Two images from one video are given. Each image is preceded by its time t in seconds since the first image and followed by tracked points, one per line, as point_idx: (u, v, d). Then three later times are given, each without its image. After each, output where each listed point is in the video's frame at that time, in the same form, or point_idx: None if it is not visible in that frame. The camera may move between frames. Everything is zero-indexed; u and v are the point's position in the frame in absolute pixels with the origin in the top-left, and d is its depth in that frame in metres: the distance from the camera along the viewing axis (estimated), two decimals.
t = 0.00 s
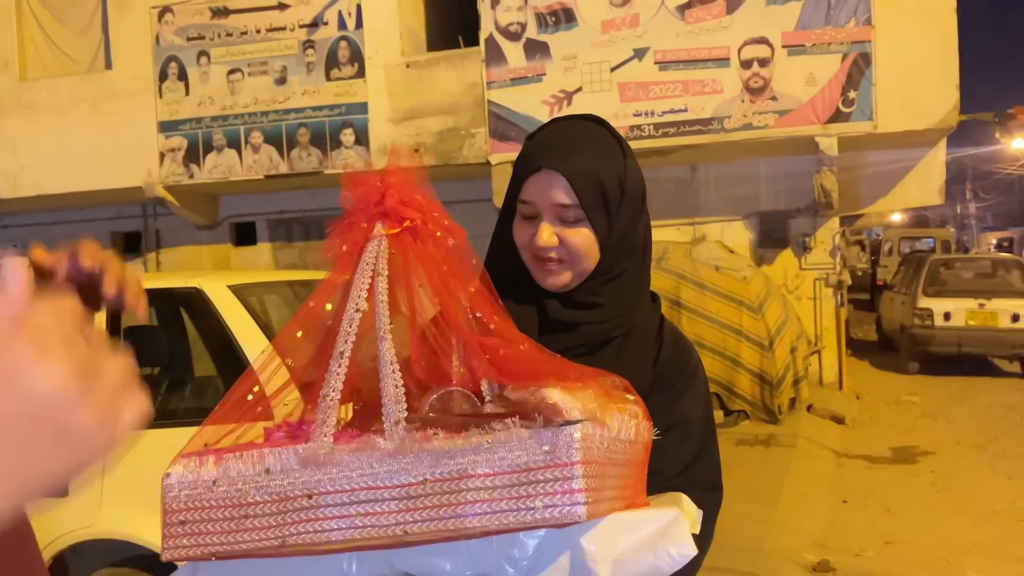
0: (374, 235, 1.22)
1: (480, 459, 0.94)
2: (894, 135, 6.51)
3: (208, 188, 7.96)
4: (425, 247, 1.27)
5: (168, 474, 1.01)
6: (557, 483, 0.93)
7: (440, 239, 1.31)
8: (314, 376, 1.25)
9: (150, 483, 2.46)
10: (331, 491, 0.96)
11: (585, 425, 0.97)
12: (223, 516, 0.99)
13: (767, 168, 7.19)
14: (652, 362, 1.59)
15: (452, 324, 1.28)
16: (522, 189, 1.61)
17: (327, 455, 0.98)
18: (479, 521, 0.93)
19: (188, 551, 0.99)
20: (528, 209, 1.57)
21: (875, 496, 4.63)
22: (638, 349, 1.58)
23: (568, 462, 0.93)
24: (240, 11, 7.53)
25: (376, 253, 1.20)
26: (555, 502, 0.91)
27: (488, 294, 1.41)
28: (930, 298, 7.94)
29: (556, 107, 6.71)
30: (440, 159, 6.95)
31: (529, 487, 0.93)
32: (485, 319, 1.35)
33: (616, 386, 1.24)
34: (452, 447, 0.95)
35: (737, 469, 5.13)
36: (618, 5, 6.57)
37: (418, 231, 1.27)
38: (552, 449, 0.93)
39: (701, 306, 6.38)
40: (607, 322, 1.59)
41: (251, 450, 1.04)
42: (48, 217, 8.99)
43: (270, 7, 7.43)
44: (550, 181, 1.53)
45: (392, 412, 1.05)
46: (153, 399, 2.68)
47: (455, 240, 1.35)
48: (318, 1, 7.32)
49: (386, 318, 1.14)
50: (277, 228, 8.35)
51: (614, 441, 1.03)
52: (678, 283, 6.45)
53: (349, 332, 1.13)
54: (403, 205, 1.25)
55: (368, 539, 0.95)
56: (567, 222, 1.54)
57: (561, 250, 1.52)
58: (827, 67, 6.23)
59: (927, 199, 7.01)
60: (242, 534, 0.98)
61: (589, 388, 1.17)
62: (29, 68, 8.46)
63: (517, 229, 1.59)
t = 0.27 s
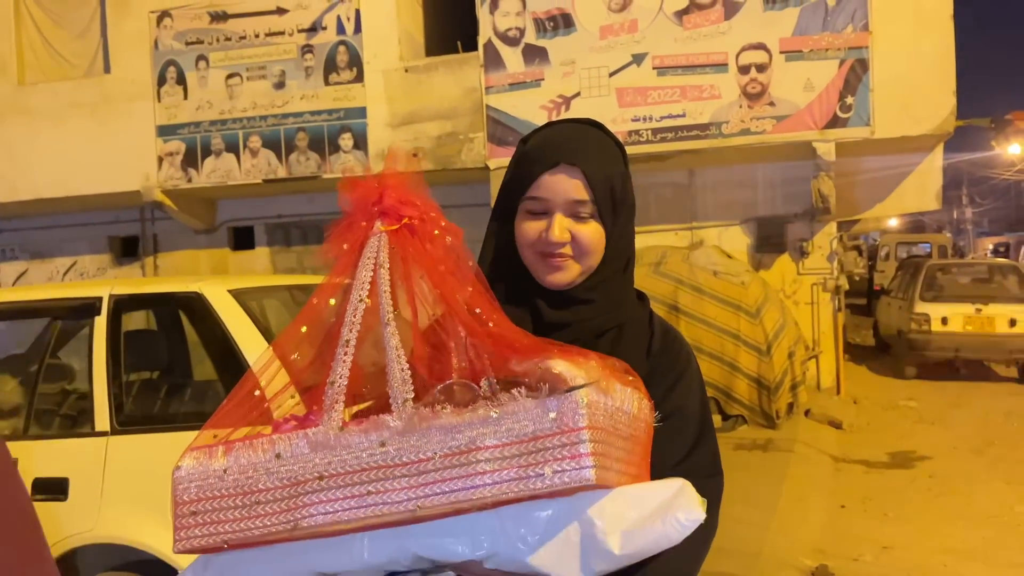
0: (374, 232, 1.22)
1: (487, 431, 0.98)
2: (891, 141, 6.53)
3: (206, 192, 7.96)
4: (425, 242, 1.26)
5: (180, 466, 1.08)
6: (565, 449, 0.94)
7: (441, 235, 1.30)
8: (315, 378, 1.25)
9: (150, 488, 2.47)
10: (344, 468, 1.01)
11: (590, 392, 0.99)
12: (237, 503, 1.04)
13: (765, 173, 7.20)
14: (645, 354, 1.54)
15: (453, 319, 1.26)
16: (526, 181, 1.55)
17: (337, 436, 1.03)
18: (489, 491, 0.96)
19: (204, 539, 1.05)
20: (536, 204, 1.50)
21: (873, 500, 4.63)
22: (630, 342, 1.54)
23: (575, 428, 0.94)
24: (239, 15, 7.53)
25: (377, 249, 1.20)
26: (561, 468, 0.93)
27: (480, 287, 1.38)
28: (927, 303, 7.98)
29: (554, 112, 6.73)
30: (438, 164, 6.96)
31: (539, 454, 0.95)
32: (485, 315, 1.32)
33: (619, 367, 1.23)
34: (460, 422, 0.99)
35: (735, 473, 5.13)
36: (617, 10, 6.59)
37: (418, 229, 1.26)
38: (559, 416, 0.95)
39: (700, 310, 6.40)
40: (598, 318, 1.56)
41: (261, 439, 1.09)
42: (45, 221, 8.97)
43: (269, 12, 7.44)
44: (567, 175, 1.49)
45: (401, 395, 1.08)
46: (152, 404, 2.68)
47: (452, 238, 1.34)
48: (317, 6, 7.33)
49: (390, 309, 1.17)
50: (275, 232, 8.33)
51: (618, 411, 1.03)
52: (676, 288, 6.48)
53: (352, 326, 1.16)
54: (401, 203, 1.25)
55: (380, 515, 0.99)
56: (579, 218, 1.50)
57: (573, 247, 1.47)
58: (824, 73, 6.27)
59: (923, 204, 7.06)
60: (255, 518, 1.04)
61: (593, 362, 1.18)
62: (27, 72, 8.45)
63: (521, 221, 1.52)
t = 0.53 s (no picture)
0: (374, 241, 1.22)
1: (497, 448, 0.99)
2: (888, 146, 6.55)
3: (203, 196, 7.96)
4: (426, 248, 1.26)
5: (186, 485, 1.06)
6: (575, 466, 0.97)
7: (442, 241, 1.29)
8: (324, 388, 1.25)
9: (148, 493, 2.46)
10: (356, 484, 1.01)
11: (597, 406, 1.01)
12: (247, 520, 1.03)
13: (762, 177, 7.22)
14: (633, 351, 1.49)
15: (457, 325, 1.27)
16: (530, 183, 1.51)
17: (347, 452, 1.02)
18: (502, 507, 0.98)
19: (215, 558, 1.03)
20: (545, 206, 1.47)
21: (870, 505, 4.64)
22: (622, 341, 1.50)
23: (585, 444, 0.97)
24: (237, 19, 7.54)
25: (379, 259, 1.20)
26: (573, 485, 0.96)
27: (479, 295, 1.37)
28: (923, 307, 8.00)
29: (552, 116, 6.74)
30: (436, 168, 6.96)
31: (549, 471, 0.97)
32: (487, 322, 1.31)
33: (621, 369, 1.24)
34: (471, 437, 1.00)
35: (733, 478, 5.13)
36: (614, 15, 6.60)
37: (417, 236, 1.26)
38: (569, 432, 0.98)
39: (697, 314, 6.41)
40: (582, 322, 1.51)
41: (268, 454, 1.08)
42: (42, 225, 8.96)
43: (267, 16, 7.45)
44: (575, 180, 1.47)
45: (408, 409, 1.08)
46: (151, 407, 2.68)
47: (451, 245, 1.33)
48: (314, 10, 7.34)
49: (396, 321, 1.17)
50: (272, 236, 8.37)
51: (626, 422, 1.05)
52: (673, 292, 6.50)
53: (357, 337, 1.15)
54: (401, 210, 1.24)
55: (393, 531, 0.99)
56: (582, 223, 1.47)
57: (576, 250, 1.44)
58: (820, 78, 6.29)
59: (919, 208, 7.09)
60: (265, 536, 1.02)
61: (599, 370, 1.19)
62: (24, 75, 8.44)
63: (524, 220, 1.48)
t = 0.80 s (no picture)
0: (373, 238, 1.22)
1: (504, 430, 1.01)
2: (883, 149, 6.57)
3: (199, 198, 7.95)
4: (426, 246, 1.27)
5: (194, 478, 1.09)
6: (584, 443, 0.97)
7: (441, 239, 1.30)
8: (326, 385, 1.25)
9: (145, 495, 2.45)
10: (366, 470, 1.03)
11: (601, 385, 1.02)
12: (258, 513, 1.05)
13: (758, 180, 7.24)
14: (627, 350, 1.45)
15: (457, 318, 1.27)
16: (515, 181, 1.53)
17: (354, 440, 1.05)
18: (511, 489, 0.98)
19: (229, 550, 1.05)
20: (525, 197, 1.47)
21: (867, 507, 4.65)
22: (612, 336, 1.46)
23: (593, 421, 0.98)
24: (233, 22, 7.53)
25: (378, 255, 1.21)
26: (584, 461, 0.95)
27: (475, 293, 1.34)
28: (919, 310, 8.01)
29: (548, 119, 6.75)
30: (433, 170, 6.97)
31: (555, 450, 0.98)
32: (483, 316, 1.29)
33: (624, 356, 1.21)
34: (477, 421, 1.02)
35: (730, 480, 5.13)
36: (611, 18, 6.62)
37: (415, 233, 1.27)
38: (577, 410, 0.99)
39: (692, 317, 6.40)
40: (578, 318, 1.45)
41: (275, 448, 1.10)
42: (37, 228, 8.93)
43: (263, 19, 7.45)
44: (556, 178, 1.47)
45: (416, 397, 1.10)
46: (147, 411, 2.68)
47: (450, 244, 1.34)
48: (311, 13, 7.34)
49: (397, 315, 1.17)
50: (268, 239, 8.36)
51: (632, 403, 1.05)
52: (669, 295, 6.52)
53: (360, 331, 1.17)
54: (399, 208, 1.25)
55: (403, 516, 1.01)
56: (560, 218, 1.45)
57: (550, 239, 1.41)
58: (816, 81, 6.30)
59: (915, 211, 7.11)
60: (276, 526, 1.04)
61: (604, 353, 1.17)
62: (20, 78, 8.42)
63: (504, 212, 1.47)
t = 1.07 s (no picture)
0: (368, 241, 1.22)
1: (492, 431, 0.99)
2: (876, 152, 6.59)
3: (193, 200, 7.93)
4: (421, 250, 1.28)
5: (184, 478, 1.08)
6: (571, 443, 0.95)
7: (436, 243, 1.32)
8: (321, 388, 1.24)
9: (138, 499, 2.45)
10: (353, 471, 1.01)
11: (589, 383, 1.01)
12: (247, 514, 1.03)
13: (752, 183, 7.26)
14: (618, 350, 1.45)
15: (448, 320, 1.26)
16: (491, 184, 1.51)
17: (343, 442, 1.03)
18: (499, 489, 0.97)
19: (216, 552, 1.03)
20: (499, 193, 1.46)
21: (861, 509, 4.65)
22: (603, 337, 1.45)
23: (579, 421, 0.96)
24: (228, 23, 7.52)
25: (372, 258, 1.21)
26: (571, 460, 0.94)
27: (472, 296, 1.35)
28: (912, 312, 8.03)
29: (543, 121, 6.75)
30: (428, 172, 6.96)
31: (545, 450, 0.96)
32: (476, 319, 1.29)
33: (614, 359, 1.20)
34: (466, 422, 1.00)
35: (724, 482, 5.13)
36: (605, 21, 6.63)
37: (410, 238, 1.27)
38: (564, 410, 0.97)
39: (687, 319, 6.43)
40: (571, 318, 1.44)
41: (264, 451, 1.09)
42: (30, 229, 8.90)
43: (257, 21, 7.44)
44: (529, 168, 1.45)
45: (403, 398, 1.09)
46: (141, 414, 2.67)
47: (445, 249, 1.35)
48: (306, 15, 7.33)
49: (390, 319, 1.18)
50: (263, 240, 8.31)
51: (620, 404, 1.03)
52: (664, 296, 6.54)
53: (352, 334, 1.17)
54: (394, 213, 1.26)
55: (391, 518, 0.99)
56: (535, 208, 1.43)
57: (524, 231, 1.38)
58: (810, 84, 6.31)
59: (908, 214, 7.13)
60: (265, 528, 1.02)
61: (591, 355, 1.15)
62: (12, 79, 8.40)
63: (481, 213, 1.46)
